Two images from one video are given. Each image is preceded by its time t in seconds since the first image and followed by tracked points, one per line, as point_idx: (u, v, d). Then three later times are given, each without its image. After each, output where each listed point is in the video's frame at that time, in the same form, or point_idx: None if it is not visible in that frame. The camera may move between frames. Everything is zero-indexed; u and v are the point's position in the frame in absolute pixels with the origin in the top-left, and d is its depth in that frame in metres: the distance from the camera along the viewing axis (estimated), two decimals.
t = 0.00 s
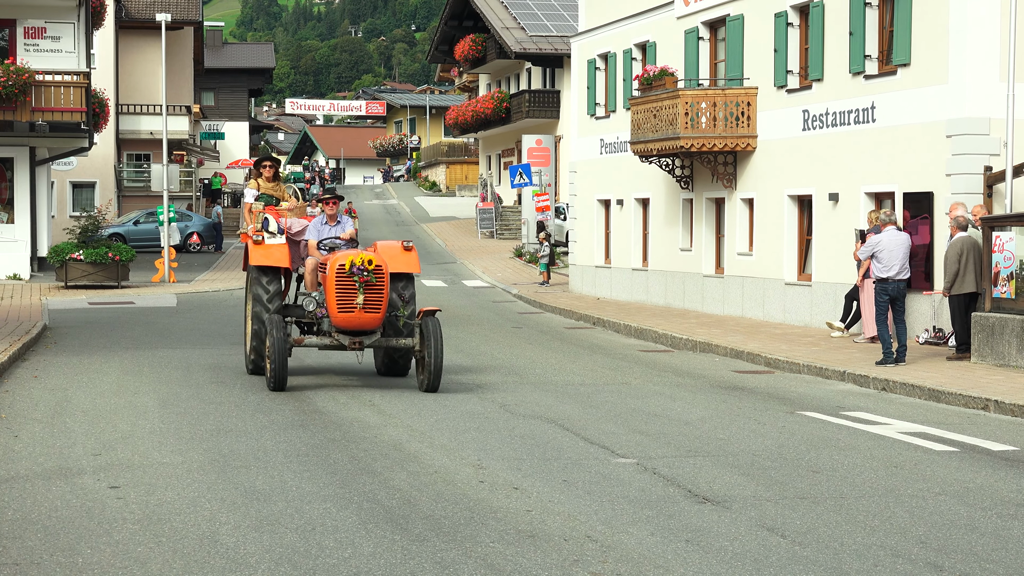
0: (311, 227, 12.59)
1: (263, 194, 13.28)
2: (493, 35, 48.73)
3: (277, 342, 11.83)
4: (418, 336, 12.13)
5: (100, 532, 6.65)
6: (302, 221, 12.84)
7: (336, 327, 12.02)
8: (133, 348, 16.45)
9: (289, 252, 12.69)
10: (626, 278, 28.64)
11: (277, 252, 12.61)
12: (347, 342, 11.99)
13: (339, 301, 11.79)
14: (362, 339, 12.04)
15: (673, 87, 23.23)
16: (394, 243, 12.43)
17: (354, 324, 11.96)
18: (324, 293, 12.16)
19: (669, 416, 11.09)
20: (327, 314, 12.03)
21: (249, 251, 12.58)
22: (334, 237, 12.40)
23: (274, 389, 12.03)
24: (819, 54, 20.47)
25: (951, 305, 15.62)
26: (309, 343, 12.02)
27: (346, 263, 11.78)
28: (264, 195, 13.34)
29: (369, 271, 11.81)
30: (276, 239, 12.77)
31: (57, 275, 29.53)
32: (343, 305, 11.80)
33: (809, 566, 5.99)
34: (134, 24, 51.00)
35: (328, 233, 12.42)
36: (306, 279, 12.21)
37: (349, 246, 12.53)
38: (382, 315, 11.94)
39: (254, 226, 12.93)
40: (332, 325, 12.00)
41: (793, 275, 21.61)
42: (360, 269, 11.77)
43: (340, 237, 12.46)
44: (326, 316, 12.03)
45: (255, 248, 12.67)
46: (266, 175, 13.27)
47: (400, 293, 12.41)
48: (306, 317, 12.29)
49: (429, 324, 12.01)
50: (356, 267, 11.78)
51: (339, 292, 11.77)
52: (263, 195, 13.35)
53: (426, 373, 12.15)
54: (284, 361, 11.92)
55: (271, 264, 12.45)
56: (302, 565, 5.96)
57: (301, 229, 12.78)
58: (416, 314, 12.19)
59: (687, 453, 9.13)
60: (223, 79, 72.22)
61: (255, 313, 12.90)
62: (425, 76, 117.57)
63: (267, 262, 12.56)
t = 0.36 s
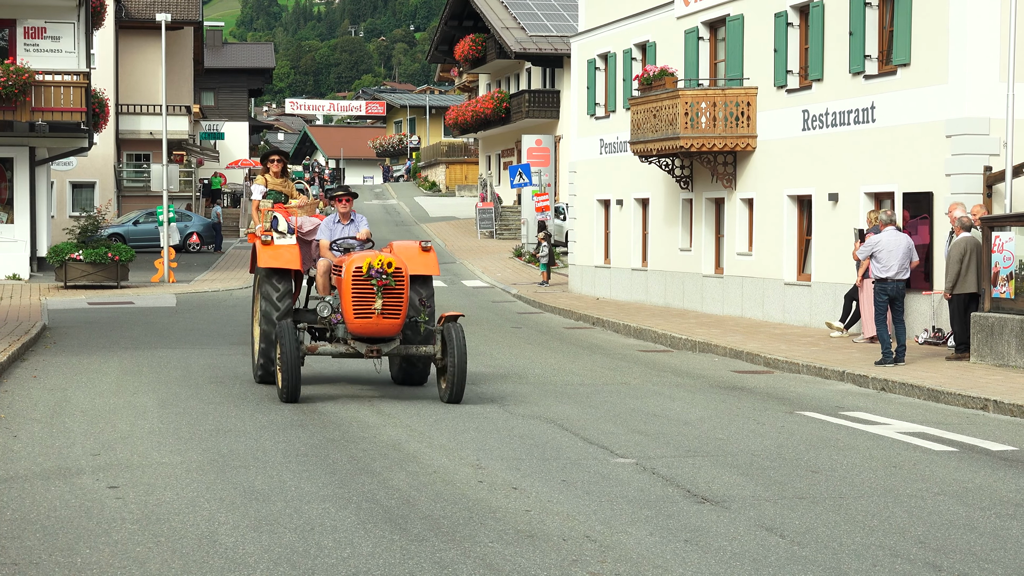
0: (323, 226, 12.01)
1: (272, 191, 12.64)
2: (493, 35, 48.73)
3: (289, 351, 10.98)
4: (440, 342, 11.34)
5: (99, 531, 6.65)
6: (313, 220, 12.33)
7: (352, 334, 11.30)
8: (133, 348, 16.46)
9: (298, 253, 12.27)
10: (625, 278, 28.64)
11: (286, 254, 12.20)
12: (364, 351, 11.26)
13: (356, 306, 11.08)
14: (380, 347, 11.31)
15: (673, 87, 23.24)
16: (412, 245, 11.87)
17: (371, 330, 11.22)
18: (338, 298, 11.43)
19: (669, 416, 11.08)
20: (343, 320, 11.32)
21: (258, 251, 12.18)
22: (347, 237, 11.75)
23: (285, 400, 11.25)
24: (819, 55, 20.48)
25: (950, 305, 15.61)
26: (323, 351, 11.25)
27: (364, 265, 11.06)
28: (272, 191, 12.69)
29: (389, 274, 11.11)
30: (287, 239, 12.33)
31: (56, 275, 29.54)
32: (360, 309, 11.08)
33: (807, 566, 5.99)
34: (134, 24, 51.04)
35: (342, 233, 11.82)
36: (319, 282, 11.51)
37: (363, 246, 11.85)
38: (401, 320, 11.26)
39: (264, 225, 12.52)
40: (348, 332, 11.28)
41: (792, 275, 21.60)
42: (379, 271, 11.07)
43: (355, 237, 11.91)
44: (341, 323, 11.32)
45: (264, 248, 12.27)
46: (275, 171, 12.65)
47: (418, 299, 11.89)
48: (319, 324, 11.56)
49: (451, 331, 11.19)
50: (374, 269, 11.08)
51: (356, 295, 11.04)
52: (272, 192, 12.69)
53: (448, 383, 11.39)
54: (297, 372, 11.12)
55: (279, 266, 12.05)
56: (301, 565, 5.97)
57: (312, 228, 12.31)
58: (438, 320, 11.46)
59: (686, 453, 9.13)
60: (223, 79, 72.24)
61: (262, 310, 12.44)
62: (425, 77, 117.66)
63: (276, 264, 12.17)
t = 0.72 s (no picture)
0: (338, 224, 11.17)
1: (284, 187, 12.47)
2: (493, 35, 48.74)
3: (304, 363, 10.21)
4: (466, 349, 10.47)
5: (100, 531, 6.65)
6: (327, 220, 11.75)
7: (371, 341, 10.45)
8: (133, 348, 16.46)
9: (311, 254, 11.57)
10: (625, 278, 28.64)
11: (299, 254, 11.51)
12: (385, 359, 10.44)
13: (376, 311, 10.22)
14: (402, 354, 10.49)
15: (673, 87, 23.24)
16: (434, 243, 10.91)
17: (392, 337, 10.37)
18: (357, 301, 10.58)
19: (669, 416, 11.08)
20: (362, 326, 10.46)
21: (270, 252, 11.45)
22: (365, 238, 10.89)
23: (300, 413, 10.44)
24: (819, 54, 20.48)
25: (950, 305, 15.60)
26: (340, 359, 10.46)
27: (384, 268, 10.20)
28: (283, 187, 12.50)
29: (411, 276, 10.24)
30: (299, 239, 11.63)
31: (56, 275, 29.55)
32: (380, 315, 10.22)
33: (807, 566, 5.99)
34: (134, 24, 51.06)
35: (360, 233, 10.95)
36: (335, 285, 10.71)
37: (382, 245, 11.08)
38: (425, 326, 10.36)
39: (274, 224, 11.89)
40: (367, 338, 10.43)
41: (792, 275, 21.61)
42: (401, 273, 10.20)
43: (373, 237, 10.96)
44: (360, 328, 10.47)
45: (275, 249, 11.54)
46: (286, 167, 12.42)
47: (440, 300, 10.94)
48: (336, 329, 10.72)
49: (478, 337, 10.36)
50: (396, 271, 10.21)
51: (376, 300, 10.19)
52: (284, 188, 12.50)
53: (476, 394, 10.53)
54: (312, 382, 10.34)
55: (293, 266, 11.32)
56: (301, 565, 5.97)
57: (327, 228, 11.71)
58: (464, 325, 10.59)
59: (686, 453, 9.13)
60: (223, 79, 72.26)
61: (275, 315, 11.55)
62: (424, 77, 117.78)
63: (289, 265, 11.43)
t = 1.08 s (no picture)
0: (356, 224, 10.54)
1: (298, 185, 11.73)
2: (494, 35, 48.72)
3: (324, 373, 9.50)
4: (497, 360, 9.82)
5: (100, 532, 6.65)
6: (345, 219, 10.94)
7: (395, 351, 9.80)
8: (135, 348, 16.45)
9: (327, 256, 10.88)
10: (626, 278, 28.64)
11: (314, 257, 10.85)
12: (410, 369, 9.79)
13: (401, 317, 9.57)
14: (429, 364, 9.84)
15: (673, 87, 23.24)
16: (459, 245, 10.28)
17: (418, 346, 9.71)
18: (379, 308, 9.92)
19: (670, 416, 11.07)
20: (385, 334, 9.82)
21: (283, 254, 10.84)
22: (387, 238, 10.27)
23: (319, 428, 9.74)
24: (820, 54, 20.47)
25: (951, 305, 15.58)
26: (361, 370, 9.79)
27: (410, 271, 9.55)
28: (299, 185, 11.78)
29: (439, 280, 9.60)
30: (315, 241, 10.96)
31: (57, 275, 29.57)
32: (406, 322, 9.57)
33: (808, 566, 5.99)
34: (135, 24, 51.10)
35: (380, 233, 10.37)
36: (354, 290, 10.08)
37: (405, 247, 10.48)
38: (453, 335, 9.73)
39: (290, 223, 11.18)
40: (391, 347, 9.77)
41: (793, 275, 21.61)
42: (428, 277, 9.56)
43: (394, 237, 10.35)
44: (383, 337, 9.81)
45: (289, 251, 10.92)
46: (299, 164, 11.67)
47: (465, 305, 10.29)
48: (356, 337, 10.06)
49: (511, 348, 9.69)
50: (423, 274, 9.57)
51: (402, 307, 9.54)
52: (298, 185, 11.80)
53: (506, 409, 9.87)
54: (332, 395, 9.61)
55: (306, 270, 10.68)
56: (302, 565, 5.96)
57: (344, 228, 10.96)
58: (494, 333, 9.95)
59: (688, 453, 9.12)
60: (224, 79, 72.30)
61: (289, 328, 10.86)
62: (425, 77, 117.84)
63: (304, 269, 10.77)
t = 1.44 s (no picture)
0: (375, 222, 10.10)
1: (310, 182, 11.36)
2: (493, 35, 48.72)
3: (348, 385, 8.83)
4: (532, 371, 9.18)
5: (100, 531, 6.65)
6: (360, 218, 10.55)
7: (422, 361, 9.20)
8: (135, 348, 16.43)
9: (343, 257, 10.46)
10: (625, 278, 28.65)
11: (329, 259, 10.40)
12: (438, 381, 9.18)
13: (429, 325, 8.96)
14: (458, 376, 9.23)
15: (672, 87, 23.25)
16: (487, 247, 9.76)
17: (448, 356, 9.09)
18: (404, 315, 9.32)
19: (670, 416, 11.07)
20: (410, 343, 9.23)
21: (297, 256, 10.44)
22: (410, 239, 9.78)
23: (341, 446, 9.03)
24: (819, 54, 20.48)
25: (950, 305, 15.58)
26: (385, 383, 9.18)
27: (439, 275, 8.95)
28: (312, 182, 11.39)
29: (471, 285, 9.00)
30: (330, 241, 10.55)
31: (56, 275, 29.56)
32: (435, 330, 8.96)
33: (807, 565, 6.00)
34: (134, 24, 51.11)
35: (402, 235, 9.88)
36: (373, 297, 9.61)
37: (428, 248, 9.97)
38: (486, 344, 9.11)
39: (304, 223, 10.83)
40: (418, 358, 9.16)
41: (793, 275, 21.62)
42: (458, 281, 8.95)
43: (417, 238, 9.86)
44: (409, 346, 9.20)
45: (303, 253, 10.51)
46: (312, 160, 11.30)
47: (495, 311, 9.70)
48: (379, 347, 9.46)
49: (547, 356, 9.05)
50: (453, 279, 8.95)
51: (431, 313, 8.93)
52: (311, 182, 11.40)
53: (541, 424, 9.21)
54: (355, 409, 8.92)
55: (319, 272, 10.23)
56: (302, 565, 5.96)
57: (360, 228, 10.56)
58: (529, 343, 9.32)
59: (687, 453, 9.11)
60: (223, 79, 72.33)
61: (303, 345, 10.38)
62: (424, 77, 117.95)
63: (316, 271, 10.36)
